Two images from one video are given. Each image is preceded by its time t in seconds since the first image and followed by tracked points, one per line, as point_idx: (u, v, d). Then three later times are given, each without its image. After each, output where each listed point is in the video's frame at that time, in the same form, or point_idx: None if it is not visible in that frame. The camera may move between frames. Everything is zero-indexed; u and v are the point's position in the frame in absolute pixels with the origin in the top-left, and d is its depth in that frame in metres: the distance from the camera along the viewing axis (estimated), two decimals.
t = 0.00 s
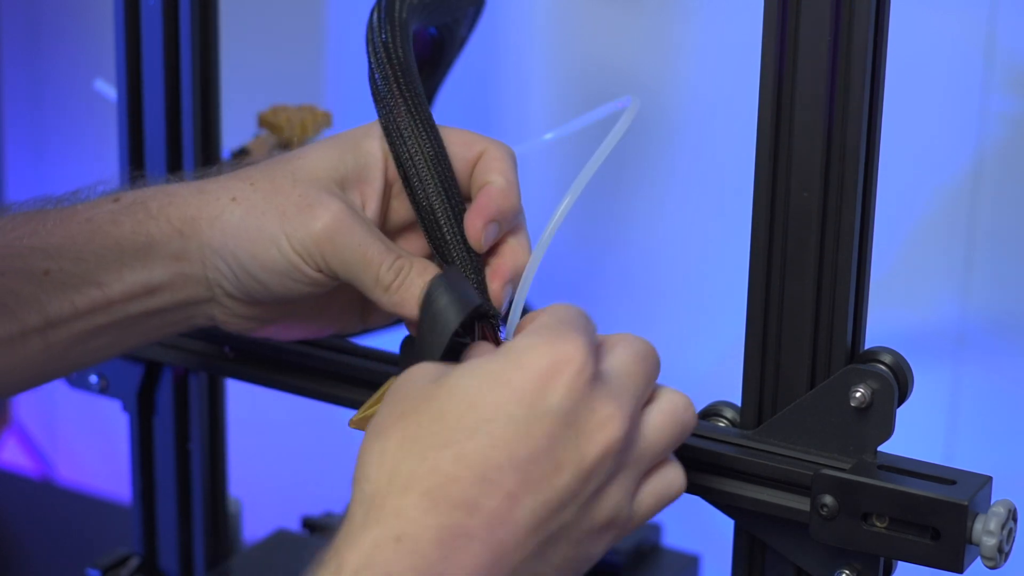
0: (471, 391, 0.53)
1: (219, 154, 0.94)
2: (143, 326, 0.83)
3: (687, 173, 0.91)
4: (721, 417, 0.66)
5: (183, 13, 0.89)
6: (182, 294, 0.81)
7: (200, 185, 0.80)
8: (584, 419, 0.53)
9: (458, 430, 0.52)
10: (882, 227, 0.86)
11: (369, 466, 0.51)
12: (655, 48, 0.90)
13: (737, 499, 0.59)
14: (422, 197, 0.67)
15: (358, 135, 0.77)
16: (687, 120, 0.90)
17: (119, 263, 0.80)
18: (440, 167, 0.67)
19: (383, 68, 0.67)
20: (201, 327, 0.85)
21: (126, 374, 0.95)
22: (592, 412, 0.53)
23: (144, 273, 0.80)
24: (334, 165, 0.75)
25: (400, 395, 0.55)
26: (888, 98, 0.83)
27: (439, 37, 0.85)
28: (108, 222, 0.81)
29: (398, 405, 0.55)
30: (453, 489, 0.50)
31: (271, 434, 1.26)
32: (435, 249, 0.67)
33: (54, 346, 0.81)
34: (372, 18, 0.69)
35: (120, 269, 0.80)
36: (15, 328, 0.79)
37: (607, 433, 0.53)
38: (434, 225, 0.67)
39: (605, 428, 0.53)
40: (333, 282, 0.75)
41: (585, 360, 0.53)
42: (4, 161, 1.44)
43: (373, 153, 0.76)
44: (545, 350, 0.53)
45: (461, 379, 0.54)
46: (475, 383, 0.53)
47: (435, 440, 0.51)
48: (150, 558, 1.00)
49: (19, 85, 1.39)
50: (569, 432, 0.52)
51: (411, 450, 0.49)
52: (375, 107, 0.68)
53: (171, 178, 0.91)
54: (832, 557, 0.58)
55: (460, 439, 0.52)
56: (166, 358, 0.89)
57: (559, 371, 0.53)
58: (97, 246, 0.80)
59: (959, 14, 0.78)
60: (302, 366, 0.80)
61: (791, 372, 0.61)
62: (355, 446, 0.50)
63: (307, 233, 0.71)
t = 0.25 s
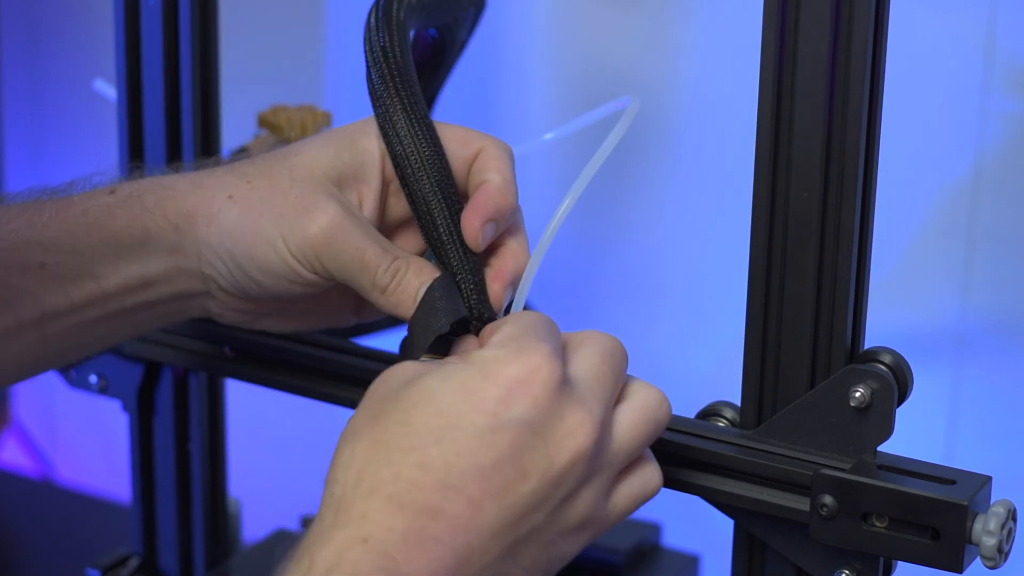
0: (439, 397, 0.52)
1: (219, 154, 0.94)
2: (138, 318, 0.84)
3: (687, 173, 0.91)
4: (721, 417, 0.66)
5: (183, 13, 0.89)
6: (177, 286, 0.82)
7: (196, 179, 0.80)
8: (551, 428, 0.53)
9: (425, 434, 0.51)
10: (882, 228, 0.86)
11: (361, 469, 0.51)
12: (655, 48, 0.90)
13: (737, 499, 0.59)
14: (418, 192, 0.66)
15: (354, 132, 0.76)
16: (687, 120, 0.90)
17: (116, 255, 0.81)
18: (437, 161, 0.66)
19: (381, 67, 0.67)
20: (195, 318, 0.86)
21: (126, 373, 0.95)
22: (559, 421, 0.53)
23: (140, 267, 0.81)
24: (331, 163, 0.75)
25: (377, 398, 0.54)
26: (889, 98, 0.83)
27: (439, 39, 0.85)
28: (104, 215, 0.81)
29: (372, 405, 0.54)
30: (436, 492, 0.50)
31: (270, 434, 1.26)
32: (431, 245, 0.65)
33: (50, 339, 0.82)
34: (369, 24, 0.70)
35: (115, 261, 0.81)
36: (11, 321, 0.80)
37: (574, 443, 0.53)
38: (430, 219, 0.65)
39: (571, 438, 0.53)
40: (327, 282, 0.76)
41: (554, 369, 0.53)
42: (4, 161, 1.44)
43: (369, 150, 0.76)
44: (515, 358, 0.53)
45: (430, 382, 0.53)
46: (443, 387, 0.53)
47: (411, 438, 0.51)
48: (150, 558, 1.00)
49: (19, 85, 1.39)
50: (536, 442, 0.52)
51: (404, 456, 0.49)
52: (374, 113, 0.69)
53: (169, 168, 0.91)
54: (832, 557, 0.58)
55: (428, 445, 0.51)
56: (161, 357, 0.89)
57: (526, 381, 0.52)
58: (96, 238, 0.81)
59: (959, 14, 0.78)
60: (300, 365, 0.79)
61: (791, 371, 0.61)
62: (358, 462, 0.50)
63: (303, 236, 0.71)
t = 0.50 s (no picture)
0: (421, 402, 0.53)
1: (218, 154, 0.94)
2: (138, 324, 0.85)
3: (687, 173, 0.91)
4: (721, 417, 0.66)
5: (183, 13, 0.89)
6: (177, 295, 0.82)
7: (193, 186, 0.79)
8: (536, 427, 0.53)
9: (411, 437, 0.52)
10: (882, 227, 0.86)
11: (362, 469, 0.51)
12: (655, 49, 0.90)
13: (737, 499, 0.59)
14: (411, 201, 0.65)
15: (346, 137, 0.76)
16: (687, 120, 0.90)
17: (115, 265, 0.81)
18: (429, 168, 0.65)
19: (369, 75, 0.67)
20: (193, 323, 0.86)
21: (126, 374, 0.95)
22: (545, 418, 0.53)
23: (140, 276, 0.81)
24: (324, 170, 0.74)
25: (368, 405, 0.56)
26: (889, 98, 0.83)
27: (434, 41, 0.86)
28: (104, 225, 0.81)
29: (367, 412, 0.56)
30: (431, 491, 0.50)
31: (270, 434, 1.26)
32: (427, 253, 0.65)
33: (50, 346, 0.83)
34: (358, 36, 0.69)
35: (115, 271, 0.81)
36: (12, 329, 0.82)
37: (561, 438, 0.53)
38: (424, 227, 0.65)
39: (557, 436, 0.53)
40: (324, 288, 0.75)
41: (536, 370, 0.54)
42: (4, 161, 1.44)
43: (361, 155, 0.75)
44: (496, 360, 0.54)
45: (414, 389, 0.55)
46: (426, 392, 0.54)
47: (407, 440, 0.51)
48: (150, 558, 1.00)
49: (19, 85, 1.39)
50: (521, 442, 0.52)
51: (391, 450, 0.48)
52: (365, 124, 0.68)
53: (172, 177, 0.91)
54: (832, 557, 0.58)
55: (417, 447, 0.52)
56: (161, 357, 0.89)
57: (507, 382, 0.53)
58: (97, 247, 0.81)
59: (959, 14, 0.79)
60: (300, 364, 0.80)
61: (791, 371, 0.61)
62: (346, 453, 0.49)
63: (299, 244, 0.71)
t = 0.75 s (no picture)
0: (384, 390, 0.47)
1: (218, 154, 0.94)
2: (140, 327, 0.85)
3: (687, 174, 0.91)
4: (721, 417, 0.66)
5: (183, 13, 0.89)
6: (180, 300, 0.82)
7: (194, 191, 0.80)
8: (501, 443, 0.48)
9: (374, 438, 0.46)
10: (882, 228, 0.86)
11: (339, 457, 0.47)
12: (655, 49, 0.90)
13: (737, 499, 0.59)
14: (409, 202, 0.66)
15: (344, 140, 0.76)
16: (687, 120, 0.90)
17: (119, 271, 0.81)
18: (426, 170, 0.66)
19: (363, 78, 0.66)
20: (198, 326, 0.85)
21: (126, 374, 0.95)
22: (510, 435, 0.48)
23: (143, 281, 0.81)
24: (322, 173, 0.74)
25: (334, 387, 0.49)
26: (889, 98, 0.83)
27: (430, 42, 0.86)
28: (108, 230, 0.81)
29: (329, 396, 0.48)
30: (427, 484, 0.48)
31: (270, 434, 1.26)
32: (425, 253, 0.66)
33: (52, 347, 0.83)
34: (352, 38, 0.69)
35: (118, 276, 0.81)
36: (15, 332, 0.82)
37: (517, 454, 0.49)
38: (422, 230, 0.65)
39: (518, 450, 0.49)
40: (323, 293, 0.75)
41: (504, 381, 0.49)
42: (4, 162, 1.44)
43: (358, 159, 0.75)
44: (473, 368, 0.48)
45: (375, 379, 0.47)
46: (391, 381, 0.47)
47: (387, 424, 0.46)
48: (150, 558, 1.00)
49: (19, 85, 1.39)
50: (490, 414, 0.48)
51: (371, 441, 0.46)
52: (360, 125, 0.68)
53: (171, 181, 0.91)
54: (832, 557, 0.58)
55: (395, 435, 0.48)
56: (160, 357, 0.89)
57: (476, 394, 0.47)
58: (101, 253, 0.80)
59: (959, 14, 0.79)
60: (300, 364, 0.79)
61: (791, 371, 0.61)
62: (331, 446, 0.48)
63: (297, 247, 0.71)
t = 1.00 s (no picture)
0: (420, 367, 0.46)
1: (219, 154, 0.94)
2: (145, 328, 0.85)
3: (687, 174, 0.91)
4: (721, 417, 0.66)
5: (183, 13, 0.89)
6: (183, 304, 0.81)
7: (196, 194, 0.80)
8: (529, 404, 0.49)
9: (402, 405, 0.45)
10: (882, 228, 0.86)
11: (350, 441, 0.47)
12: (655, 48, 0.90)
13: (737, 499, 0.59)
14: (409, 202, 0.65)
15: (345, 141, 0.76)
16: (687, 120, 0.90)
17: (122, 274, 0.80)
18: (426, 171, 0.65)
19: (365, 76, 0.66)
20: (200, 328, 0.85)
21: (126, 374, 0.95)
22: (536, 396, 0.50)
23: (146, 284, 0.81)
24: (323, 175, 0.75)
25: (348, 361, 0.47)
26: (889, 98, 0.83)
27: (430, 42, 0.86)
28: (111, 234, 0.81)
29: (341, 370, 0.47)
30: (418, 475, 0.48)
31: (270, 434, 1.26)
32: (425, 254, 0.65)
33: (55, 350, 0.83)
34: (353, 39, 0.69)
35: (121, 280, 0.81)
36: (19, 334, 0.82)
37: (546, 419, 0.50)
38: (423, 230, 0.65)
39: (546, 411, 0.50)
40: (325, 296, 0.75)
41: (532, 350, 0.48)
42: (4, 162, 1.44)
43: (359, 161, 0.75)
44: (500, 337, 0.47)
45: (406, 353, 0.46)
46: (423, 358, 0.46)
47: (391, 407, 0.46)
48: (150, 558, 1.00)
49: (19, 85, 1.39)
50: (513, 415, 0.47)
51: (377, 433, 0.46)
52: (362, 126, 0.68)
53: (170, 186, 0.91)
54: (832, 557, 0.58)
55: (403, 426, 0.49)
56: (163, 358, 0.90)
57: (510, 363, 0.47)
58: (104, 257, 0.80)
59: (960, 14, 0.79)
60: (303, 364, 0.80)
61: (791, 371, 0.61)
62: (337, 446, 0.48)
63: (297, 249, 0.71)
